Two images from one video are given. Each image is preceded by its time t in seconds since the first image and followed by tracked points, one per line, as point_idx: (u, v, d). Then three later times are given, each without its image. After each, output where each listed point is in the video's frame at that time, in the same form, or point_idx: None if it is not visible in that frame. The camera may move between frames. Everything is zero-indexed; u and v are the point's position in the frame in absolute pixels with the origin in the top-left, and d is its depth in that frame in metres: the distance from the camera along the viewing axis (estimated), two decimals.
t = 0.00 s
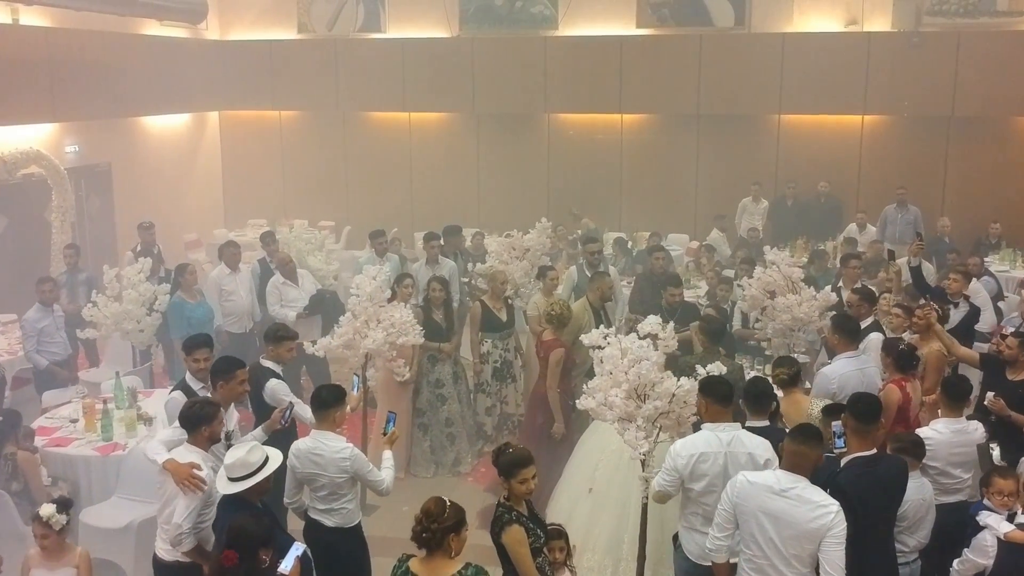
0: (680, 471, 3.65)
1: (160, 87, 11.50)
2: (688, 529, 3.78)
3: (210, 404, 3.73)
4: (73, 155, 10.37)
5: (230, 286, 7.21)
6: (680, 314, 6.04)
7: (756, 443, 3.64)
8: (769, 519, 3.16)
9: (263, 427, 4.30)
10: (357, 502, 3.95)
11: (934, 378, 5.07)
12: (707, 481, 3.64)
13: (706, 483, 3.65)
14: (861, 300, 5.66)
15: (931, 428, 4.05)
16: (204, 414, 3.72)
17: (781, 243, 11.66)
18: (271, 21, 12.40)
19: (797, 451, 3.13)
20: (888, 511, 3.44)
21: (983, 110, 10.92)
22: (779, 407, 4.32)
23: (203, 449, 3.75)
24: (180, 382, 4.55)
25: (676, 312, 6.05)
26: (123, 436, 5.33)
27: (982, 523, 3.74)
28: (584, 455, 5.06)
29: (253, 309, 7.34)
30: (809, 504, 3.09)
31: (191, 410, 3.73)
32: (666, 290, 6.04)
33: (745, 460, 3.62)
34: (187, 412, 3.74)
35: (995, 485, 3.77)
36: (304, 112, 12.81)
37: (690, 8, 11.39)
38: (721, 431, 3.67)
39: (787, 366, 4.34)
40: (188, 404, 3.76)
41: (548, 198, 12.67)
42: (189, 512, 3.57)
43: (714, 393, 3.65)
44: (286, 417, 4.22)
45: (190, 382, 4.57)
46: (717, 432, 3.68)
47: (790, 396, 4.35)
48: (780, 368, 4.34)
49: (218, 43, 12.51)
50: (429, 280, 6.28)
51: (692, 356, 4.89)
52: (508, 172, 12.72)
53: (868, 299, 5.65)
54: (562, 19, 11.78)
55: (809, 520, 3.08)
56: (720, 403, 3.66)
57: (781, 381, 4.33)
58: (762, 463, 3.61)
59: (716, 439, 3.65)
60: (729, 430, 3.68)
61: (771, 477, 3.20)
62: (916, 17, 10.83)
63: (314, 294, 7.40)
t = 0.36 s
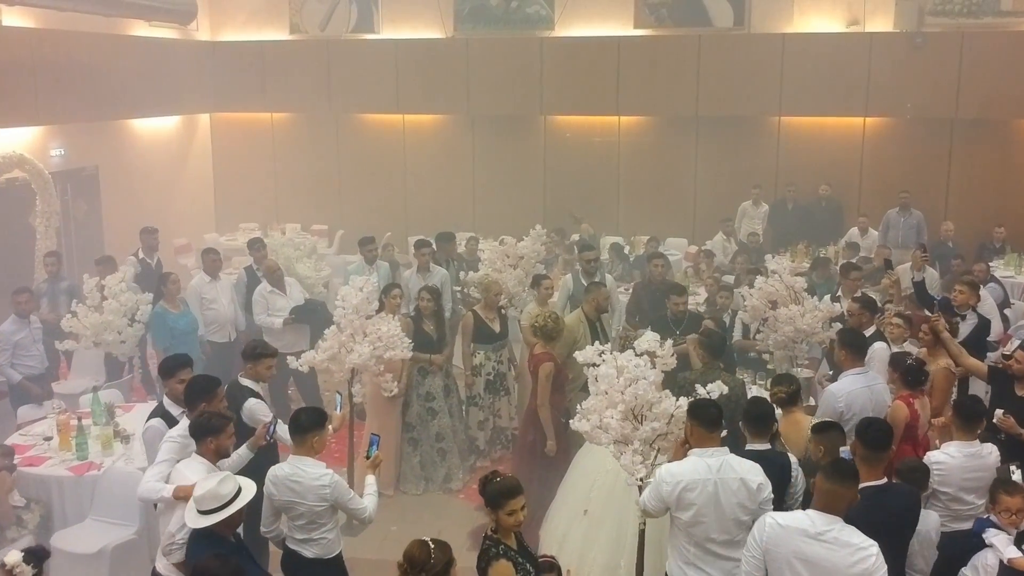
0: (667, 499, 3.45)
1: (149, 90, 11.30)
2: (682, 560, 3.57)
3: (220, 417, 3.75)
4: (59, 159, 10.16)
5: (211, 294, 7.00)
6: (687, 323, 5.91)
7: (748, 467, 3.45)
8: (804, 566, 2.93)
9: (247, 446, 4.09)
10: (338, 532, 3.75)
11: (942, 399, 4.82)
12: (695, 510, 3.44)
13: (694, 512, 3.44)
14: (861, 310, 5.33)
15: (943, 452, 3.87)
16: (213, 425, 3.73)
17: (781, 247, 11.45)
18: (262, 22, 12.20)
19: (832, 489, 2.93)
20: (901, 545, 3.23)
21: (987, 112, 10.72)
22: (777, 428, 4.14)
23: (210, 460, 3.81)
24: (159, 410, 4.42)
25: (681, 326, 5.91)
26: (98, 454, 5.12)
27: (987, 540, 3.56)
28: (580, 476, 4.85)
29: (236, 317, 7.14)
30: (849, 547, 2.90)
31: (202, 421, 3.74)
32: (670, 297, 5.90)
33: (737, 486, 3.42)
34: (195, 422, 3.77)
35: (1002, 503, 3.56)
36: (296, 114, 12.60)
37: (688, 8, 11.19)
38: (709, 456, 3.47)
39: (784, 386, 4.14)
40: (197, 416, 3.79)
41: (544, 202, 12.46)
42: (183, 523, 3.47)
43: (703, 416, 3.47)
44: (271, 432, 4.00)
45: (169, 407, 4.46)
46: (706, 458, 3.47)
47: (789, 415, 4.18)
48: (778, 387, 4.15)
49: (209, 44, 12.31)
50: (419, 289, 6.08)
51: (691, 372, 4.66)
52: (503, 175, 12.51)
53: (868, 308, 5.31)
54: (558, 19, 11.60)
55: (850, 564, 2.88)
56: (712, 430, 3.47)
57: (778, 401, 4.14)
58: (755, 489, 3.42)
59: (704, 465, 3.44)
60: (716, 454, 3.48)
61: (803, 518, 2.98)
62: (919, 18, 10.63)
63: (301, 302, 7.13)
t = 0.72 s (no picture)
0: (674, 518, 3.33)
1: (141, 91, 11.15)
2: None
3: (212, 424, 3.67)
4: (47, 161, 10.02)
5: (189, 304, 6.91)
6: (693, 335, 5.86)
7: (758, 487, 3.32)
8: None
9: (238, 454, 3.95)
10: (321, 551, 3.60)
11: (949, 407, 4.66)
12: (702, 532, 3.31)
13: (701, 533, 3.31)
14: (862, 315, 5.10)
15: (952, 467, 3.71)
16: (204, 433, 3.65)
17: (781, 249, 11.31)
18: (255, 22, 12.07)
19: (844, 516, 2.80)
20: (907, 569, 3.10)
21: (990, 113, 10.57)
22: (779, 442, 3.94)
23: (201, 469, 3.69)
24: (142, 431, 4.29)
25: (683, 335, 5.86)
26: (79, 467, 4.97)
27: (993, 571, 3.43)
28: (575, 489, 4.72)
29: (218, 324, 7.08)
30: None
31: (192, 429, 3.65)
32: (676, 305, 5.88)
33: (748, 507, 3.29)
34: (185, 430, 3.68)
35: (1005, 527, 3.56)
36: (289, 115, 12.46)
37: (686, 8, 11.04)
38: (719, 474, 3.34)
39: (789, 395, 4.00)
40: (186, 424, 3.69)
41: (540, 204, 12.31)
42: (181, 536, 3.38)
43: (713, 433, 3.35)
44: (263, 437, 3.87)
45: (153, 428, 4.30)
46: (716, 476, 3.34)
47: (792, 429, 3.99)
48: (782, 399, 3.98)
49: (201, 44, 12.15)
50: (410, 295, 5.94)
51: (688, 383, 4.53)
52: (499, 177, 12.36)
53: (869, 314, 5.10)
54: (556, 20, 11.34)
55: None
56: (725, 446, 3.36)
57: (782, 413, 3.97)
58: (766, 509, 3.30)
59: (715, 484, 3.32)
60: (727, 473, 3.34)
61: (817, 547, 2.85)
62: (921, 17, 10.48)
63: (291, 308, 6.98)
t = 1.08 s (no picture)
0: (685, 526, 3.26)
1: (135, 90, 11.05)
2: None
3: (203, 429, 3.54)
4: (39, 161, 9.93)
5: (176, 307, 6.79)
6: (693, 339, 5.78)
7: (774, 500, 3.24)
8: None
9: (225, 457, 3.88)
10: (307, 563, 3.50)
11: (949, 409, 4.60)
12: (713, 542, 3.23)
13: (712, 543, 3.23)
14: (864, 317, 4.97)
15: (965, 475, 3.61)
16: (196, 439, 3.51)
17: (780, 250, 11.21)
18: (250, 20, 11.99)
19: (848, 531, 2.71)
20: None
21: (991, 112, 10.49)
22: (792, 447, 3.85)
23: (193, 475, 3.54)
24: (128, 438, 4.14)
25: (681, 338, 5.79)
26: (65, 474, 4.87)
27: None
28: (571, 496, 4.61)
29: (204, 326, 6.99)
30: None
31: (183, 434, 3.53)
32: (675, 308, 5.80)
33: (762, 519, 3.21)
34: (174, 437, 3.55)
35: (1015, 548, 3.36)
36: (285, 115, 12.38)
37: (684, 6, 10.96)
38: (735, 484, 3.26)
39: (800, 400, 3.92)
40: (177, 431, 3.55)
41: (538, 204, 12.21)
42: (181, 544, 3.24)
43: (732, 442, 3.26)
44: (251, 440, 3.76)
45: (139, 435, 4.16)
46: (731, 486, 3.26)
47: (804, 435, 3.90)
48: (794, 405, 3.91)
49: (196, 43, 12.08)
50: (404, 296, 5.85)
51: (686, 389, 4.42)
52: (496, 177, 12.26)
53: (872, 317, 4.95)
54: (552, 18, 11.32)
55: None
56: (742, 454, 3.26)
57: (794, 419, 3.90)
58: (780, 523, 3.21)
59: (728, 494, 3.24)
60: (744, 484, 3.27)
61: (819, 561, 2.76)
62: (921, 15, 10.40)
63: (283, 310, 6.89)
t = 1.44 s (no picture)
0: (691, 541, 3.14)
1: (128, 90, 10.91)
2: None
3: (192, 444, 3.37)
4: (29, 162, 9.79)
5: (163, 311, 6.65)
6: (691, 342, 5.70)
7: (786, 521, 3.11)
8: None
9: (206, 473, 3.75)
10: None
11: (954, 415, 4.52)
12: (718, 559, 3.10)
13: (717, 561, 3.10)
14: (869, 323, 4.86)
15: (982, 488, 3.49)
16: (184, 454, 3.34)
17: (780, 252, 11.08)
18: (244, 19, 11.88)
19: (855, 552, 2.63)
20: None
21: (993, 112, 10.36)
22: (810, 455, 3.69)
23: (180, 495, 3.38)
24: (110, 441, 4.04)
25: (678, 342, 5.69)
26: (45, 484, 4.73)
27: None
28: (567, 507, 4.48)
29: (192, 330, 6.85)
30: None
31: (169, 451, 3.35)
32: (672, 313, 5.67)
33: (770, 539, 3.08)
34: (161, 454, 3.37)
35: None
36: (279, 115, 12.25)
37: (683, 5, 10.83)
38: (745, 500, 3.15)
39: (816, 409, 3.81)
40: (162, 446, 3.38)
41: (534, 205, 12.07)
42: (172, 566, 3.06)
43: (749, 454, 3.16)
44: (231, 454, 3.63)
45: (123, 438, 4.06)
46: (741, 501, 3.16)
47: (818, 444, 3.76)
48: (812, 413, 3.78)
49: (190, 42, 11.95)
50: (395, 299, 5.72)
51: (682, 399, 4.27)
52: (492, 178, 12.12)
53: (878, 324, 4.84)
54: (549, 17, 11.22)
55: None
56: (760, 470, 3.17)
57: (813, 427, 3.75)
58: (790, 546, 3.07)
59: (739, 509, 3.12)
60: (755, 499, 3.15)
61: None
62: (922, 14, 10.27)
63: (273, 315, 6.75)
